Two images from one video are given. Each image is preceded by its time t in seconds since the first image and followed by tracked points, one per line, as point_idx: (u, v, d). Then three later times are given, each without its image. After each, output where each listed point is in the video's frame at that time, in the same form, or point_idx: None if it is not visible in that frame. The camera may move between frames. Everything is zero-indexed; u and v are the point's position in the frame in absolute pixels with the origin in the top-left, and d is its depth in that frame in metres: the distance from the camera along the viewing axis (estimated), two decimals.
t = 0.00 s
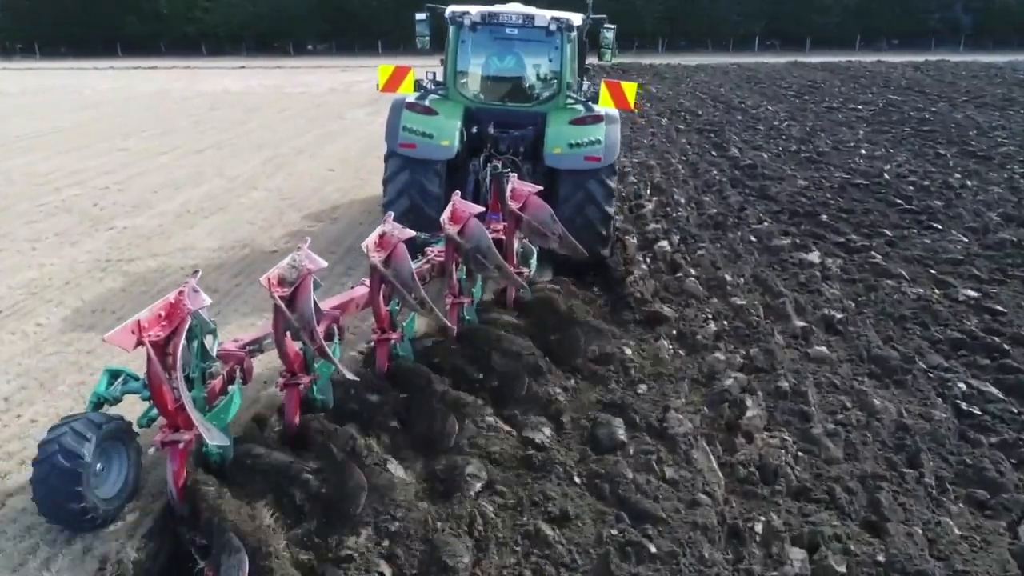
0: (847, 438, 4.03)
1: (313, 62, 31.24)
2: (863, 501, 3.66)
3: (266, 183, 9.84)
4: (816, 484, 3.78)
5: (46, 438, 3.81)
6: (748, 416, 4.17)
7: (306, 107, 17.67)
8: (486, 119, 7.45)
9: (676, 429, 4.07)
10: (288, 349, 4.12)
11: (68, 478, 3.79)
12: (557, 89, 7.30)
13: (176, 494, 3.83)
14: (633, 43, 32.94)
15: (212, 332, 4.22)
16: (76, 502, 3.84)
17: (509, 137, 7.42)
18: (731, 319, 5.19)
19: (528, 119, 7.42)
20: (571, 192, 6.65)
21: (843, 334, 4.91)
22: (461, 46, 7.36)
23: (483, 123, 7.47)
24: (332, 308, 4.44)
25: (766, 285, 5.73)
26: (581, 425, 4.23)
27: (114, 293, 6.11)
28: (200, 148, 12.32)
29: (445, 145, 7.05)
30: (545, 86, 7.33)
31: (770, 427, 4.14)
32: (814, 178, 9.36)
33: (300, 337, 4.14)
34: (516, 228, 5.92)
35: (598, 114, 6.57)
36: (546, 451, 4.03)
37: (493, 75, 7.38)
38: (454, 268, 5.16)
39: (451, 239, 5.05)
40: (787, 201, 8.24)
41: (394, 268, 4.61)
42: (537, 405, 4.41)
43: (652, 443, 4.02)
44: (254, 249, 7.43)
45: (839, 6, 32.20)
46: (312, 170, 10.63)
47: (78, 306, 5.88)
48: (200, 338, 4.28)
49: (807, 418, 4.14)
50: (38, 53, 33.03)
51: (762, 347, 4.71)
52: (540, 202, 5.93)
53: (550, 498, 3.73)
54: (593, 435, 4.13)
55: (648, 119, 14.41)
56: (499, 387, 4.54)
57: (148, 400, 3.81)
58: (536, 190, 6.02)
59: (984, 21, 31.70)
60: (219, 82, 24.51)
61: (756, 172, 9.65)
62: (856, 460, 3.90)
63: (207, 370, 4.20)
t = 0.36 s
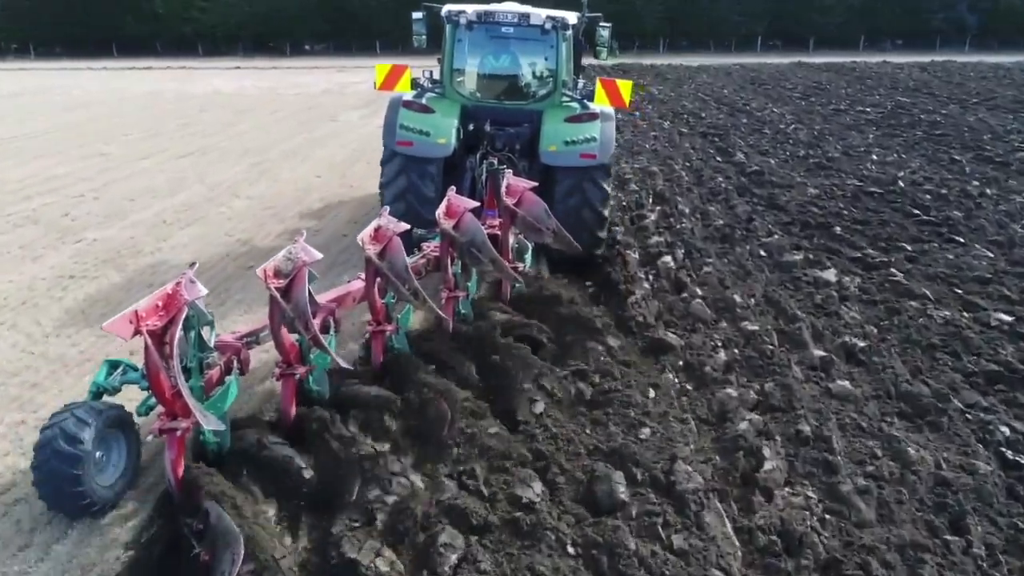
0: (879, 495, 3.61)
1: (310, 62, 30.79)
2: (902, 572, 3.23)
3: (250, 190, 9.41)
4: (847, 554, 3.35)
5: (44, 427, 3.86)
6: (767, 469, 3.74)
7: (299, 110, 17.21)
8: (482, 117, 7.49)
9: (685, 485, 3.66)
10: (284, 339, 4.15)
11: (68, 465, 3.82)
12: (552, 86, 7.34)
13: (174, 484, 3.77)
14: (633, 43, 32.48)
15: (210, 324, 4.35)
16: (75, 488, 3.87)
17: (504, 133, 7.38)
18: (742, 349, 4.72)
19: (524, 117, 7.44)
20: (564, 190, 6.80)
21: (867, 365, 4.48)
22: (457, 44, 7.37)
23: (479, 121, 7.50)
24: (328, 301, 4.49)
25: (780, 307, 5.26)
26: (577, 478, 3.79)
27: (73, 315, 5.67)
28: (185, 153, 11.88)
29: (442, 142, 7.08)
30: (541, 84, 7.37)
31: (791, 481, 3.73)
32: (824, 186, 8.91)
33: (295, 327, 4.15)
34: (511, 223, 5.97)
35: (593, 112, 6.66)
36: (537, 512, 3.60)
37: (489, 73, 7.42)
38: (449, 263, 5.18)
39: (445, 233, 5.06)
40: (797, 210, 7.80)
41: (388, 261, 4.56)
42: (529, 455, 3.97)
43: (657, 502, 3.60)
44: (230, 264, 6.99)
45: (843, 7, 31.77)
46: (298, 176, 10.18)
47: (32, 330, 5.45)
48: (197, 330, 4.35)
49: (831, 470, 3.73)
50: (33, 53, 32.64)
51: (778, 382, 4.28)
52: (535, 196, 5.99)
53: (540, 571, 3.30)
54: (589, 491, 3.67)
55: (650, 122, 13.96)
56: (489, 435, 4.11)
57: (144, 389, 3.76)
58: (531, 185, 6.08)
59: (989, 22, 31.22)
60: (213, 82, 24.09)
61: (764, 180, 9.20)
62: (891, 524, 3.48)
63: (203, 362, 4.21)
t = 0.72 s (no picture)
0: (921, 567, 3.21)
1: (306, 62, 30.32)
2: None
3: (233, 197, 8.95)
4: None
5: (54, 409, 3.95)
6: (790, 534, 3.33)
7: (291, 111, 16.74)
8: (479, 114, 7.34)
9: (695, 555, 3.22)
10: (284, 331, 4.19)
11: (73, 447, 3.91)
12: (550, 85, 7.19)
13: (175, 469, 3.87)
14: (634, 44, 32.03)
15: (211, 314, 4.31)
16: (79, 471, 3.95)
17: (501, 131, 7.23)
18: (756, 382, 4.29)
19: (521, 116, 7.24)
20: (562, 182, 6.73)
21: (894, 403, 4.08)
22: (455, 43, 7.20)
23: (476, 117, 7.35)
24: (329, 293, 4.58)
25: (796, 331, 4.83)
26: (573, 543, 3.33)
27: (25, 342, 5.22)
28: (167, 157, 11.41)
29: (440, 139, 6.93)
30: (538, 82, 7.21)
31: (818, 548, 3.33)
32: (836, 194, 8.47)
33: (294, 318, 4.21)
34: (508, 219, 6.11)
35: (588, 108, 6.70)
36: None
37: (487, 72, 7.24)
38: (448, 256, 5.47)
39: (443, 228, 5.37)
40: (809, 221, 7.35)
41: (388, 255, 4.77)
42: (517, 514, 3.51)
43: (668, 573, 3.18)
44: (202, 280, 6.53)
45: (846, 6, 31.31)
46: (285, 183, 9.72)
47: None
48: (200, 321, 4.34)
49: (864, 534, 3.34)
50: (27, 52, 32.21)
51: (799, 427, 3.87)
52: (530, 192, 6.10)
53: None
54: (587, 564, 3.22)
55: (651, 125, 13.51)
56: (480, 489, 3.66)
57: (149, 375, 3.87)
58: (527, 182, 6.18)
59: (994, 22, 30.79)
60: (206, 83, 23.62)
61: (772, 187, 8.75)
62: None
63: (205, 351, 4.30)
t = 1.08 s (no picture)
0: None
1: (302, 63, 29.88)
2: None
3: (213, 206, 8.51)
4: None
5: (62, 392, 3.93)
6: None
7: (282, 114, 16.30)
8: (475, 113, 7.36)
9: None
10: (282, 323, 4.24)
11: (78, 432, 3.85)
12: (544, 82, 7.22)
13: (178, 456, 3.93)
14: (635, 44, 31.59)
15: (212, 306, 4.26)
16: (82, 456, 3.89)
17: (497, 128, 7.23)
18: (772, 426, 3.85)
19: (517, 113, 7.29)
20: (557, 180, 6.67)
21: (929, 453, 3.66)
22: (451, 41, 7.27)
23: (473, 116, 7.37)
24: (325, 286, 4.48)
25: (814, 363, 4.40)
26: None
27: None
28: (149, 163, 10.97)
29: (437, 135, 6.87)
30: (533, 79, 7.25)
31: None
32: (848, 203, 8.04)
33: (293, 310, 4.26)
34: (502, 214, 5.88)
35: (583, 104, 6.66)
36: None
37: (483, 70, 7.31)
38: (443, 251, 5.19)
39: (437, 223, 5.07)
40: (821, 235, 6.90)
41: (383, 248, 4.63)
42: None
43: None
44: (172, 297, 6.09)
45: (849, 6, 30.87)
46: (269, 191, 9.28)
47: None
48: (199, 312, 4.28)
49: None
50: (20, 52, 31.77)
51: (824, 484, 3.44)
52: (525, 188, 5.85)
53: None
54: None
55: (652, 129, 13.06)
56: (457, 561, 3.22)
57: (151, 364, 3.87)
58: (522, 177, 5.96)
59: (999, 22, 30.33)
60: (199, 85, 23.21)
61: (782, 196, 8.29)
62: None
63: (205, 341, 4.20)
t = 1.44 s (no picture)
0: None
1: (299, 64, 29.41)
2: None
3: (192, 216, 8.07)
4: None
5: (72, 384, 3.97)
6: None
7: (275, 117, 15.84)
8: (474, 111, 7.30)
9: None
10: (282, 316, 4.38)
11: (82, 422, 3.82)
12: (542, 80, 7.14)
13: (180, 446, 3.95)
14: (636, 45, 31.13)
15: (211, 300, 4.35)
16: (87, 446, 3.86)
17: (495, 127, 7.21)
18: (796, 480, 3.43)
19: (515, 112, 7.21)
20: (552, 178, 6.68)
21: (978, 518, 3.23)
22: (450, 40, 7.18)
23: (471, 114, 7.30)
24: (323, 282, 4.60)
25: (839, 403, 3.93)
26: None
27: None
28: (130, 169, 10.51)
29: (434, 133, 6.78)
30: (531, 79, 7.18)
31: None
32: (863, 214, 7.58)
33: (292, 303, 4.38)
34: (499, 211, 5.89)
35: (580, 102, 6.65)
36: None
37: (481, 69, 7.21)
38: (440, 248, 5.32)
39: (434, 219, 5.21)
40: (837, 250, 6.44)
41: (381, 244, 4.77)
42: None
43: None
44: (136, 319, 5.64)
45: (851, 7, 30.41)
46: (253, 199, 8.84)
47: None
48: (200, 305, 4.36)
49: None
50: (14, 52, 31.32)
51: (861, 563, 2.99)
52: (521, 184, 5.94)
53: None
54: None
55: (655, 133, 12.62)
56: None
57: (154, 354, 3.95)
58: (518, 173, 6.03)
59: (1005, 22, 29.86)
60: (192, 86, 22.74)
61: (793, 205, 7.83)
62: None
63: (206, 334, 4.29)
